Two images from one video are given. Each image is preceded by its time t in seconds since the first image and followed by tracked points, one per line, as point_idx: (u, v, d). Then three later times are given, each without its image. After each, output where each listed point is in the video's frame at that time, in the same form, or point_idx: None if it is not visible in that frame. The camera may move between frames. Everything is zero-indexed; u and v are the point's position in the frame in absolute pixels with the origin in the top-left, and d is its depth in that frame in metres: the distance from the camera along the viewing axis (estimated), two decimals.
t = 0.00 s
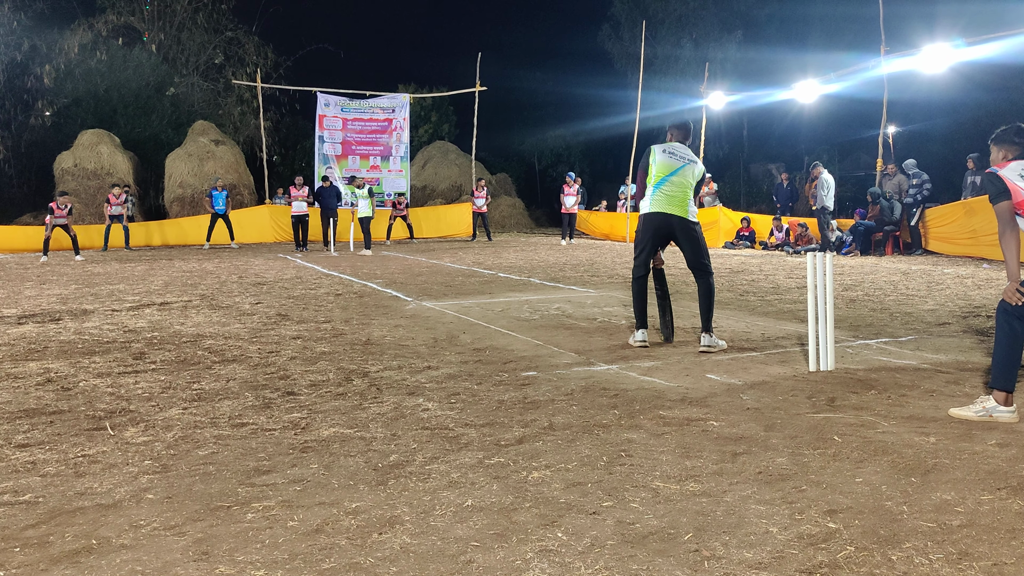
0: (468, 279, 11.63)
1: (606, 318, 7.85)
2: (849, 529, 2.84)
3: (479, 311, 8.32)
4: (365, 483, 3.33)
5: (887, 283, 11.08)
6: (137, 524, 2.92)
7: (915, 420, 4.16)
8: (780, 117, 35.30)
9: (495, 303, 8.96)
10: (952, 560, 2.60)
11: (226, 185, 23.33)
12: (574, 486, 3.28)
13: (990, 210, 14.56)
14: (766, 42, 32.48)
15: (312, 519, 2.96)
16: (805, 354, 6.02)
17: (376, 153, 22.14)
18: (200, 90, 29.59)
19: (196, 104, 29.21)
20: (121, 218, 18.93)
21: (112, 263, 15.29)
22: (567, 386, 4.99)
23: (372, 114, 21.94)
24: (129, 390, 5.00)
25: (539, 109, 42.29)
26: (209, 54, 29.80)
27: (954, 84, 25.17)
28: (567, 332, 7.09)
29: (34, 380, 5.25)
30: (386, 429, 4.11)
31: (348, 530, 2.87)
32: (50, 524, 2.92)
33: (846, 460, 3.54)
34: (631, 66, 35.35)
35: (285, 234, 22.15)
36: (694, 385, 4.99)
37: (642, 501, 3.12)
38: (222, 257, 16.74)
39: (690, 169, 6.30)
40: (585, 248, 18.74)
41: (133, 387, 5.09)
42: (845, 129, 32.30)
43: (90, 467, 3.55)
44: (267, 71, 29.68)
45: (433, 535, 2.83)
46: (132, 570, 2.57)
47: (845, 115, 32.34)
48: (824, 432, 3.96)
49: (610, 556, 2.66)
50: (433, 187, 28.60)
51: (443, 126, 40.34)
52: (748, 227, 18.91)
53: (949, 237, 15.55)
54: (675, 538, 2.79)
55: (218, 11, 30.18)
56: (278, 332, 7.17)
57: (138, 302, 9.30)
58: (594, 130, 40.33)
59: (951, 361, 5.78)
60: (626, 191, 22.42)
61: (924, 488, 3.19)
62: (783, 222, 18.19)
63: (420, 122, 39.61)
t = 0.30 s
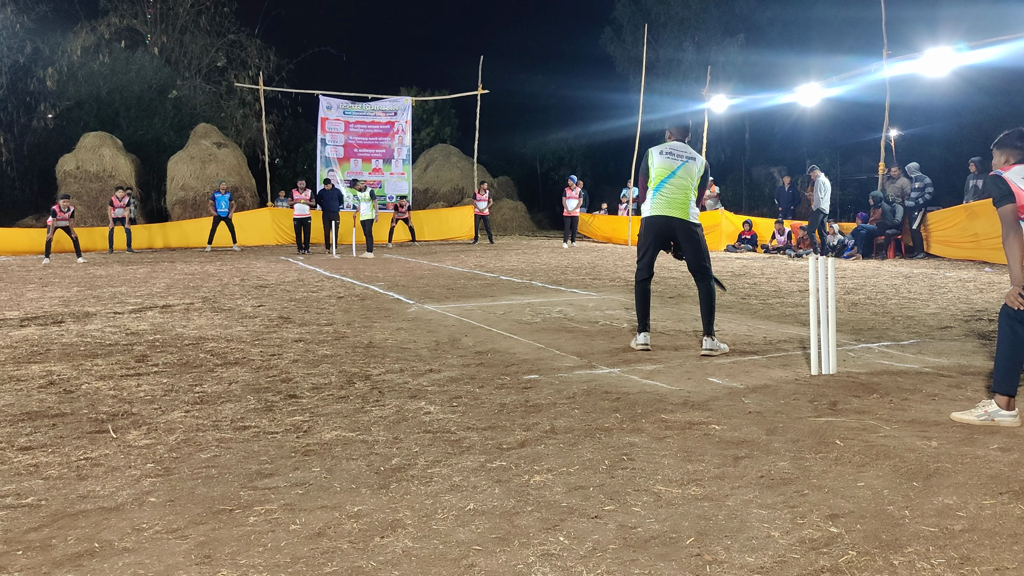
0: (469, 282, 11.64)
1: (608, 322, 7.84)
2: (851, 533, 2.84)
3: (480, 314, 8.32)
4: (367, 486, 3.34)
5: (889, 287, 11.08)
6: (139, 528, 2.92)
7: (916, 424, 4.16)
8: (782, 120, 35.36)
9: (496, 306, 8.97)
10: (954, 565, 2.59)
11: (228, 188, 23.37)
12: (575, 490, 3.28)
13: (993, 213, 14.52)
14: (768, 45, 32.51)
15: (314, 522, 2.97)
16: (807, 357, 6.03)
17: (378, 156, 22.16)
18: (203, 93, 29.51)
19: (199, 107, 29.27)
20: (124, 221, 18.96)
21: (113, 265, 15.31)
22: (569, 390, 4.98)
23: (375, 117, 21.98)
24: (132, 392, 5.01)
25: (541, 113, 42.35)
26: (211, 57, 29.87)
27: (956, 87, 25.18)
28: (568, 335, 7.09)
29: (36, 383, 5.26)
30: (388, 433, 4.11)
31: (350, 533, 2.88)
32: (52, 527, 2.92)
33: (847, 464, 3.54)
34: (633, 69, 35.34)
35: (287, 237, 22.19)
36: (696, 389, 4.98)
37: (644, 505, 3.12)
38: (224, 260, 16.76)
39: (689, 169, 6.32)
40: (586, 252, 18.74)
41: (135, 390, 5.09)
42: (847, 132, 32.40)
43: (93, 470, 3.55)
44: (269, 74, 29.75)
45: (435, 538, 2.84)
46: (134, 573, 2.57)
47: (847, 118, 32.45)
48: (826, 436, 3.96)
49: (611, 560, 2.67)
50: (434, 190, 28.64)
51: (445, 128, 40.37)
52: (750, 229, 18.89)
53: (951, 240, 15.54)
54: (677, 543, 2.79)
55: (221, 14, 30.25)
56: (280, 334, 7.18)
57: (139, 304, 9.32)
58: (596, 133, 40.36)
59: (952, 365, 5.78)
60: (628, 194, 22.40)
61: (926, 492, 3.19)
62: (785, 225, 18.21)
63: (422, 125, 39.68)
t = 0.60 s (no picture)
0: (470, 283, 11.67)
1: (609, 323, 7.84)
2: (853, 534, 2.84)
3: (481, 315, 8.32)
4: (368, 487, 3.34)
5: (890, 287, 11.08)
6: (140, 529, 2.92)
7: (917, 425, 4.16)
8: (782, 121, 35.40)
9: (497, 307, 8.98)
10: (955, 566, 2.59)
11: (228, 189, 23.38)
12: (577, 491, 3.27)
13: (995, 214, 14.50)
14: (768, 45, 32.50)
15: (315, 523, 2.96)
16: (808, 358, 6.03)
17: (379, 157, 22.16)
18: (204, 94, 29.55)
19: (200, 108, 29.30)
20: (124, 222, 18.97)
21: (114, 266, 15.32)
22: (570, 391, 4.98)
23: (375, 118, 21.99)
24: (133, 393, 5.01)
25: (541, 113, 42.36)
26: (211, 58, 29.91)
27: (956, 87, 25.17)
28: (569, 336, 7.09)
29: (38, 384, 5.27)
30: (388, 434, 4.11)
31: (351, 534, 2.88)
32: (53, 528, 2.92)
33: (849, 465, 3.54)
34: (633, 69, 35.33)
35: (287, 237, 22.21)
36: (697, 390, 4.98)
37: (645, 506, 3.11)
38: (225, 260, 16.78)
39: (688, 169, 6.31)
40: (586, 252, 18.74)
41: (136, 391, 5.10)
42: (847, 133, 32.47)
43: (93, 471, 3.55)
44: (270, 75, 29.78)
45: (436, 539, 2.83)
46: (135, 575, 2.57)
47: (847, 119, 32.52)
48: (827, 436, 3.96)
49: (612, 561, 2.67)
50: (435, 191, 28.65)
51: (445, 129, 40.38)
52: (751, 230, 18.89)
53: (951, 241, 15.54)
54: (678, 543, 2.79)
55: (222, 16, 30.28)
56: (281, 335, 7.21)
57: (141, 305, 9.35)
58: (596, 134, 40.37)
59: (954, 365, 5.78)
60: (628, 195, 22.39)
61: (927, 493, 3.19)
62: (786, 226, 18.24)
63: (423, 126, 39.69)
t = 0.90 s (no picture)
0: (470, 282, 11.68)
1: (608, 322, 7.83)
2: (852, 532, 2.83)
3: (481, 314, 8.31)
4: (367, 487, 3.34)
5: (890, 286, 11.08)
6: (139, 529, 2.92)
7: (917, 423, 4.16)
8: (781, 120, 35.39)
9: (496, 307, 8.95)
10: (954, 564, 2.59)
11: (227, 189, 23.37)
12: (575, 490, 3.28)
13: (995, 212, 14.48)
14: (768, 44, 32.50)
15: (314, 523, 2.96)
16: (808, 357, 6.02)
17: (378, 156, 22.16)
18: (203, 94, 29.51)
19: (199, 108, 29.28)
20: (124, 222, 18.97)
21: (114, 266, 15.33)
22: (569, 390, 4.98)
23: (375, 118, 21.99)
24: (132, 394, 5.00)
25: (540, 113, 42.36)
26: (211, 58, 29.90)
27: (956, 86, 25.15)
28: (568, 335, 7.09)
29: (37, 384, 5.27)
30: (387, 433, 4.11)
31: (350, 534, 2.87)
32: (52, 529, 2.92)
33: (848, 463, 3.54)
34: (632, 68, 35.28)
35: (287, 237, 22.22)
36: (696, 389, 4.98)
37: (644, 505, 3.11)
38: (224, 260, 16.77)
39: (683, 167, 6.33)
40: (586, 252, 18.74)
41: (136, 391, 5.10)
42: (847, 132, 32.28)
43: (93, 471, 3.55)
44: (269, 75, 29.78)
45: (435, 538, 2.83)
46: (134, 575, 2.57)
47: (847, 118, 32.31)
48: (826, 435, 3.96)
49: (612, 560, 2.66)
50: (434, 190, 28.65)
51: (444, 129, 40.39)
52: (750, 229, 18.90)
53: (951, 240, 15.54)
54: (677, 543, 2.79)
55: (221, 16, 30.24)
56: (280, 335, 7.21)
57: (140, 305, 9.36)
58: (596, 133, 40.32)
59: (954, 364, 5.78)
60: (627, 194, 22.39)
61: (926, 491, 3.18)
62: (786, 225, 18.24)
63: (422, 125, 39.69)
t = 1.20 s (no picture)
0: (468, 282, 11.70)
1: (606, 321, 7.85)
2: (850, 531, 2.84)
3: (479, 314, 8.33)
4: (364, 487, 3.33)
5: (888, 284, 11.11)
6: (136, 529, 2.92)
7: (915, 422, 4.16)
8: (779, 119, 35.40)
9: (494, 306, 8.94)
10: (952, 563, 2.59)
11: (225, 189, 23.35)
12: (574, 489, 3.27)
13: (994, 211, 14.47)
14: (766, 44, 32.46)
15: (312, 523, 2.96)
16: (805, 356, 6.03)
17: (377, 156, 22.17)
18: (200, 94, 29.47)
19: (197, 108, 29.23)
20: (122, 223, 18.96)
21: (112, 267, 15.34)
22: (567, 389, 4.98)
23: (373, 118, 21.97)
24: (130, 394, 5.00)
25: (538, 112, 42.37)
26: (208, 59, 29.83)
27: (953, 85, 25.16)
28: (566, 335, 7.09)
29: (35, 385, 5.27)
30: (386, 433, 4.11)
31: (348, 534, 2.87)
32: (49, 530, 2.91)
33: (846, 462, 3.54)
34: (630, 68, 35.26)
35: (285, 238, 22.21)
36: (694, 387, 4.99)
37: (642, 503, 3.11)
38: (223, 261, 16.76)
39: (656, 158, 6.43)
40: (584, 251, 18.76)
41: (133, 391, 5.10)
42: (845, 130, 32.38)
43: (90, 471, 3.55)
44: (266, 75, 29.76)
45: (433, 538, 2.83)
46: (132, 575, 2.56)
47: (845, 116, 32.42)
48: (824, 434, 3.96)
49: (609, 559, 2.66)
50: (432, 190, 28.65)
51: (443, 129, 40.41)
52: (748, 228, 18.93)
53: (948, 238, 15.57)
54: (675, 542, 2.79)
55: (218, 16, 30.20)
56: (279, 335, 7.21)
57: (139, 305, 9.37)
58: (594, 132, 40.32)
59: (951, 362, 5.78)
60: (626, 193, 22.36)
61: (924, 490, 3.19)
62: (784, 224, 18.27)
63: (420, 125, 39.69)
